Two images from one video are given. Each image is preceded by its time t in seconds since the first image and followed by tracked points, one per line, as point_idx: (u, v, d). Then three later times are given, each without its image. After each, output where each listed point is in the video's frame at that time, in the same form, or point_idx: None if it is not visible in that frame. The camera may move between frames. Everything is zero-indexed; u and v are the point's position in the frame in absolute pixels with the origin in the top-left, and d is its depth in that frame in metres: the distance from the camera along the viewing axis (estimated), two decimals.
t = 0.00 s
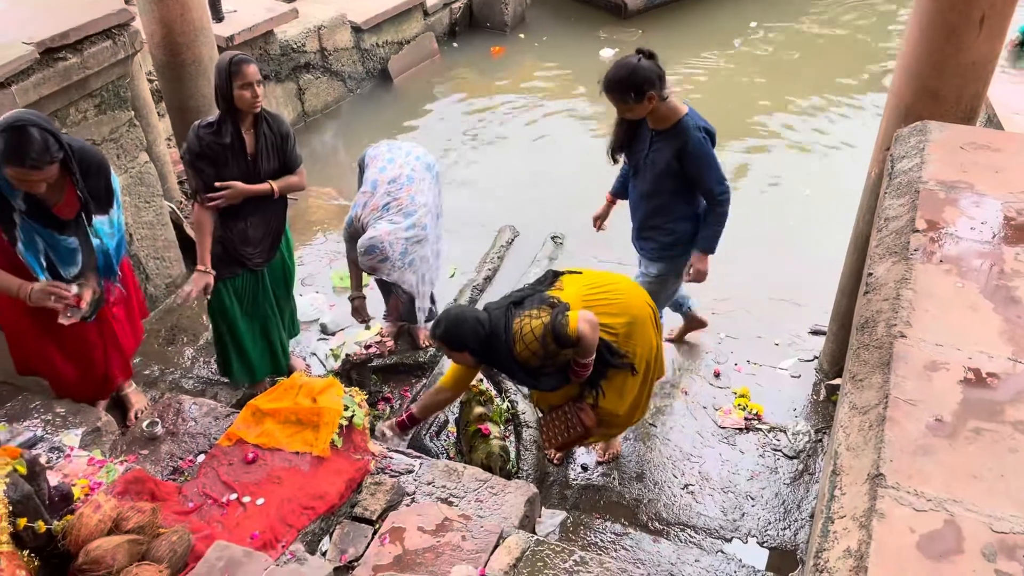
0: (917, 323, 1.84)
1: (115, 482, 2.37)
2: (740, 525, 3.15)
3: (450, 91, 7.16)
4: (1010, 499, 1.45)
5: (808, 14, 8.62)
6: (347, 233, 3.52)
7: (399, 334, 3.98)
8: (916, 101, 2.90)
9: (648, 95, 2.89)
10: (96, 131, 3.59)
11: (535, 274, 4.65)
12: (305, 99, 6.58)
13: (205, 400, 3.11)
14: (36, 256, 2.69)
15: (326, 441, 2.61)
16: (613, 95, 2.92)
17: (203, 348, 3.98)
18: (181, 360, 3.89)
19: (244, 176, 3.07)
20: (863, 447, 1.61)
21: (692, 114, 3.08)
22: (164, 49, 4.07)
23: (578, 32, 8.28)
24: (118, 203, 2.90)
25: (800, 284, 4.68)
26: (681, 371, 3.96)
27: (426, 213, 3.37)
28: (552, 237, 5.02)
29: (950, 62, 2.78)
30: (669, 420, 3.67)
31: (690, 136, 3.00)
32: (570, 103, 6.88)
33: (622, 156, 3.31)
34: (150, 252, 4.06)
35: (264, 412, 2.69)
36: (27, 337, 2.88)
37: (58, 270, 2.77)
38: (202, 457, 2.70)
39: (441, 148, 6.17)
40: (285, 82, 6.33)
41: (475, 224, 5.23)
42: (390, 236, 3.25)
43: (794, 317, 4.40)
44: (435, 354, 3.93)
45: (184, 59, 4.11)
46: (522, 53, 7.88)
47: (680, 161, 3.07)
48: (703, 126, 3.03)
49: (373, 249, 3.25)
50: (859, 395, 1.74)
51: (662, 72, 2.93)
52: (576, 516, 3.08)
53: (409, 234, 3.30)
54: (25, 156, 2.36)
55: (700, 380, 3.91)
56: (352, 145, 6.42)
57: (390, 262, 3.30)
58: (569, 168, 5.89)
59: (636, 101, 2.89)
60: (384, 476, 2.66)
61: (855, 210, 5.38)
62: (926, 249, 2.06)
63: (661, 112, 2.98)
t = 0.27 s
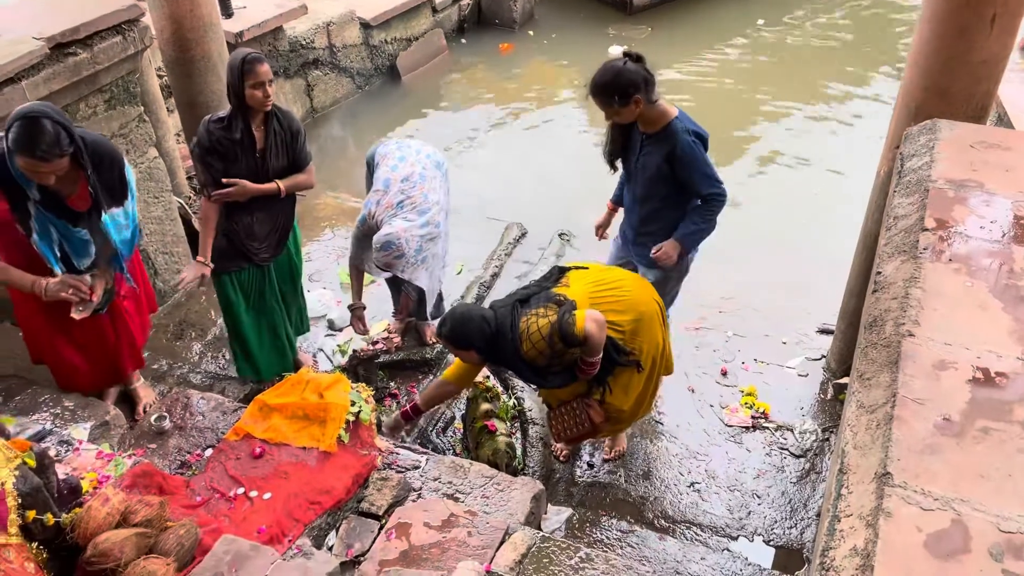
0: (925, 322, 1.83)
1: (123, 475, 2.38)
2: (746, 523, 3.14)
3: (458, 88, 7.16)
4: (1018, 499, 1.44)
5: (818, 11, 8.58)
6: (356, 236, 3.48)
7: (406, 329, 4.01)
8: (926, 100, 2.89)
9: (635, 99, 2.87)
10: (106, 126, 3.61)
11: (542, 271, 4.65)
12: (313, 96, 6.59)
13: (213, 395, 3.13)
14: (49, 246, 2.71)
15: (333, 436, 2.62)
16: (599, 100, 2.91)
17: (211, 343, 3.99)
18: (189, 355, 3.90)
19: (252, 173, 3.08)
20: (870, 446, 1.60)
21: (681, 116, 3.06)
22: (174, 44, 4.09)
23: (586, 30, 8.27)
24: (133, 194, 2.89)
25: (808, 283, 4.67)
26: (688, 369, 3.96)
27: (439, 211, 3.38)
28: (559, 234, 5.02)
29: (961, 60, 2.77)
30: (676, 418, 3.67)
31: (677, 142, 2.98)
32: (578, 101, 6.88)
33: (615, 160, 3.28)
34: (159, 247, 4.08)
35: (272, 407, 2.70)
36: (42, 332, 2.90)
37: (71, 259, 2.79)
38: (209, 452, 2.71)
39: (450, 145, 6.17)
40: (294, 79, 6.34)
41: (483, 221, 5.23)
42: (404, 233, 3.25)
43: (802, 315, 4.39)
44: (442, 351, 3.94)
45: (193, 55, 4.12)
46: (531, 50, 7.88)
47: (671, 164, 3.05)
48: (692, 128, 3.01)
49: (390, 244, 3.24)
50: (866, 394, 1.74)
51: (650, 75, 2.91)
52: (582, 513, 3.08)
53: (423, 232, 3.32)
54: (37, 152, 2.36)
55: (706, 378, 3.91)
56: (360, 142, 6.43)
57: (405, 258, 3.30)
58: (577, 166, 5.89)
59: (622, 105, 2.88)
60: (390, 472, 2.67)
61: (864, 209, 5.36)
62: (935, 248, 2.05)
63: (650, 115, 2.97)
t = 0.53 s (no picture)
0: (933, 321, 1.83)
1: (131, 470, 2.39)
2: (752, 522, 3.14)
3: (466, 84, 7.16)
4: None
5: (827, 7, 8.56)
6: (365, 236, 3.46)
7: (412, 326, 4.03)
8: (936, 98, 2.88)
9: (624, 100, 2.85)
10: (115, 122, 3.62)
11: (549, 267, 4.66)
12: (321, 92, 6.60)
13: (220, 390, 3.14)
14: (58, 237, 2.72)
15: (340, 432, 2.63)
16: (588, 100, 2.88)
17: (219, 338, 4.00)
18: (197, 350, 3.92)
19: (259, 173, 3.10)
20: (877, 444, 1.60)
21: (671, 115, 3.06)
22: (182, 40, 4.09)
23: (594, 26, 8.26)
24: (143, 189, 2.91)
25: (815, 280, 4.66)
26: (695, 367, 3.96)
27: (449, 210, 3.39)
28: (566, 232, 5.03)
29: (970, 59, 2.75)
30: (683, 416, 3.67)
31: (671, 140, 2.99)
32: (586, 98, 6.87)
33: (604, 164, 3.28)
34: (167, 243, 4.09)
35: (279, 402, 2.71)
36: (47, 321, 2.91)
37: (80, 253, 2.80)
38: (216, 447, 2.72)
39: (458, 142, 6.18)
40: (302, 75, 6.35)
41: (490, 217, 5.24)
42: (418, 231, 3.25)
43: (809, 313, 4.38)
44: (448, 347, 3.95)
45: (202, 51, 4.13)
46: (539, 47, 7.87)
47: (666, 165, 3.06)
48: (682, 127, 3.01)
49: (403, 241, 3.23)
50: (874, 393, 1.74)
51: (641, 76, 2.88)
52: (587, 510, 3.08)
53: (435, 231, 3.33)
54: (42, 142, 2.37)
55: (713, 377, 3.90)
56: (368, 138, 6.44)
57: (418, 256, 3.30)
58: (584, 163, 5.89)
59: (612, 106, 2.85)
60: (397, 467, 2.68)
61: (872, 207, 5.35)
62: (944, 246, 2.04)
63: (640, 116, 2.96)
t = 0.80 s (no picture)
0: (941, 320, 1.82)
1: (138, 465, 2.40)
2: (758, 520, 3.13)
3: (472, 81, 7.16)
4: None
5: (835, 5, 8.53)
6: (371, 233, 3.46)
7: (419, 324, 4.02)
8: (944, 97, 2.87)
9: (590, 101, 2.83)
10: (123, 118, 3.63)
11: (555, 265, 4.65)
12: (328, 89, 6.61)
13: (228, 386, 3.15)
14: (58, 228, 2.75)
15: (346, 428, 2.63)
16: (553, 105, 2.86)
17: (226, 335, 4.02)
18: (204, 346, 3.93)
19: (264, 170, 3.11)
20: (884, 443, 1.60)
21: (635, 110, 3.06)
22: (190, 37, 4.10)
23: (601, 23, 8.26)
24: (146, 184, 2.90)
25: (823, 279, 4.65)
26: (701, 365, 3.95)
27: (457, 208, 3.41)
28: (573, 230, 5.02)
29: (979, 58, 2.74)
30: (689, 414, 3.66)
31: (640, 136, 3.00)
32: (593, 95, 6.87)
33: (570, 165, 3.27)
34: (175, 240, 4.11)
35: (286, 398, 2.72)
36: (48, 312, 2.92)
37: (81, 245, 2.82)
38: (223, 442, 2.74)
39: (466, 140, 6.18)
40: (309, 72, 6.36)
41: (496, 215, 5.24)
42: (428, 227, 3.27)
43: (816, 312, 4.37)
44: (454, 344, 3.96)
45: (210, 48, 4.14)
46: (547, 44, 7.86)
47: (639, 161, 3.07)
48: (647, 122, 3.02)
49: (412, 238, 3.25)
50: (881, 391, 1.74)
51: (603, 76, 2.87)
52: (593, 508, 3.08)
53: (443, 228, 3.35)
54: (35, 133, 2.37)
55: (720, 375, 3.90)
56: (375, 135, 6.44)
57: (428, 251, 3.33)
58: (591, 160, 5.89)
59: (578, 108, 2.83)
60: (403, 464, 2.69)
61: (880, 205, 5.33)
62: (952, 245, 2.04)
63: (606, 117, 2.95)
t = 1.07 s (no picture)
0: (946, 319, 1.82)
1: (144, 461, 2.41)
2: (762, 519, 3.13)
3: (478, 79, 7.16)
4: None
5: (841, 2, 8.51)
6: (375, 232, 3.47)
7: (423, 322, 4.02)
8: (951, 95, 2.86)
9: (551, 109, 2.85)
10: (129, 116, 3.63)
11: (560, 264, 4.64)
12: (334, 87, 6.62)
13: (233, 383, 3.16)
14: (38, 217, 2.71)
15: (351, 426, 2.63)
16: (517, 116, 2.88)
17: (231, 332, 4.02)
18: (210, 343, 3.94)
19: (261, 170, 3.10)
20: (889, 442, 1.59)
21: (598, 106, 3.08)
22: (196, 35, 4.11)
23: (607, 21, 8.25)
24: (130, 179, 2.81)
25: (829, 278, 4.65)
26: (706, 364, 3.95)
27: (461, 207, 3.40)
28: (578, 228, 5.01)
29: (986, 56, 2.73)
30: (693, 412, 3.66)
31: (607, 129, 3.02)
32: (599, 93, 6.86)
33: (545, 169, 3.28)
34: (180, 237, 4.11)
35: (291, 395, 2.72)
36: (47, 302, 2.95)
37: (65, 237, 2.79)
38: (228, 439, 2.74)
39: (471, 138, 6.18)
40: (315, 70, 6.36)
41: (501, 213, 5.24)
42: (431, 226, 3.27)
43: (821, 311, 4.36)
44: (458, 342, 3.96)
45: (216, 45, 4.14)
46: (552, 42, 7.86)
47: (610, 154, 3.09)
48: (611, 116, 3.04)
49: (416, 238, 3.25)
50: (886, 390, 1.73)
51: (563, 84, 2.89)
52: (597, 506, 3.09)
53: (447, 227, 3.35)
54: None
55: (725, 374, 3.90)
56: (380, 133, 6.45)
57: (430, 253, 3.34)
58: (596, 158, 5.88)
59: (542, 118, 2.85)
60: (407, 461, 2.70)
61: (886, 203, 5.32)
62: (958, 244, 2.03)
63: (570, 119, 2.97)
